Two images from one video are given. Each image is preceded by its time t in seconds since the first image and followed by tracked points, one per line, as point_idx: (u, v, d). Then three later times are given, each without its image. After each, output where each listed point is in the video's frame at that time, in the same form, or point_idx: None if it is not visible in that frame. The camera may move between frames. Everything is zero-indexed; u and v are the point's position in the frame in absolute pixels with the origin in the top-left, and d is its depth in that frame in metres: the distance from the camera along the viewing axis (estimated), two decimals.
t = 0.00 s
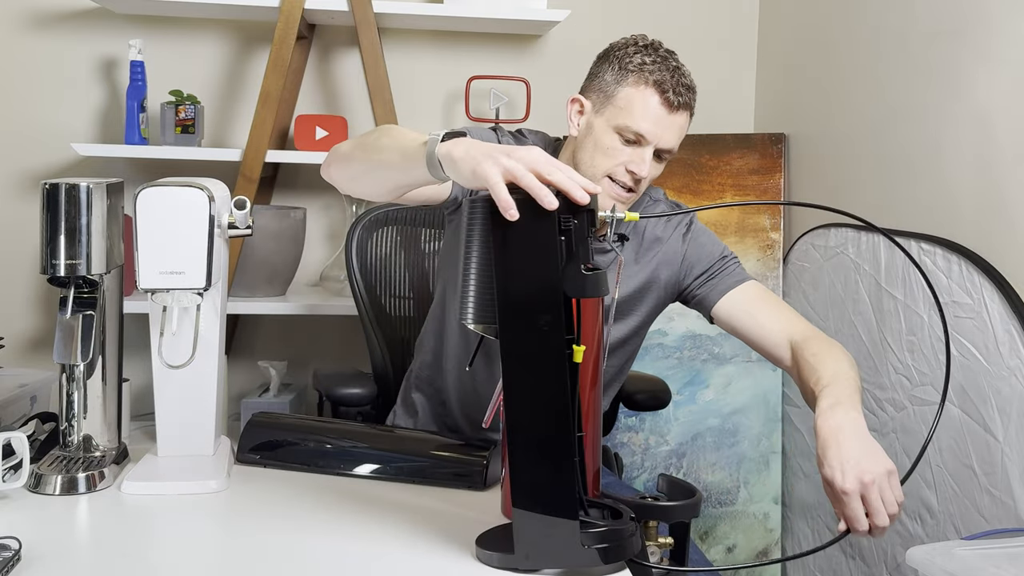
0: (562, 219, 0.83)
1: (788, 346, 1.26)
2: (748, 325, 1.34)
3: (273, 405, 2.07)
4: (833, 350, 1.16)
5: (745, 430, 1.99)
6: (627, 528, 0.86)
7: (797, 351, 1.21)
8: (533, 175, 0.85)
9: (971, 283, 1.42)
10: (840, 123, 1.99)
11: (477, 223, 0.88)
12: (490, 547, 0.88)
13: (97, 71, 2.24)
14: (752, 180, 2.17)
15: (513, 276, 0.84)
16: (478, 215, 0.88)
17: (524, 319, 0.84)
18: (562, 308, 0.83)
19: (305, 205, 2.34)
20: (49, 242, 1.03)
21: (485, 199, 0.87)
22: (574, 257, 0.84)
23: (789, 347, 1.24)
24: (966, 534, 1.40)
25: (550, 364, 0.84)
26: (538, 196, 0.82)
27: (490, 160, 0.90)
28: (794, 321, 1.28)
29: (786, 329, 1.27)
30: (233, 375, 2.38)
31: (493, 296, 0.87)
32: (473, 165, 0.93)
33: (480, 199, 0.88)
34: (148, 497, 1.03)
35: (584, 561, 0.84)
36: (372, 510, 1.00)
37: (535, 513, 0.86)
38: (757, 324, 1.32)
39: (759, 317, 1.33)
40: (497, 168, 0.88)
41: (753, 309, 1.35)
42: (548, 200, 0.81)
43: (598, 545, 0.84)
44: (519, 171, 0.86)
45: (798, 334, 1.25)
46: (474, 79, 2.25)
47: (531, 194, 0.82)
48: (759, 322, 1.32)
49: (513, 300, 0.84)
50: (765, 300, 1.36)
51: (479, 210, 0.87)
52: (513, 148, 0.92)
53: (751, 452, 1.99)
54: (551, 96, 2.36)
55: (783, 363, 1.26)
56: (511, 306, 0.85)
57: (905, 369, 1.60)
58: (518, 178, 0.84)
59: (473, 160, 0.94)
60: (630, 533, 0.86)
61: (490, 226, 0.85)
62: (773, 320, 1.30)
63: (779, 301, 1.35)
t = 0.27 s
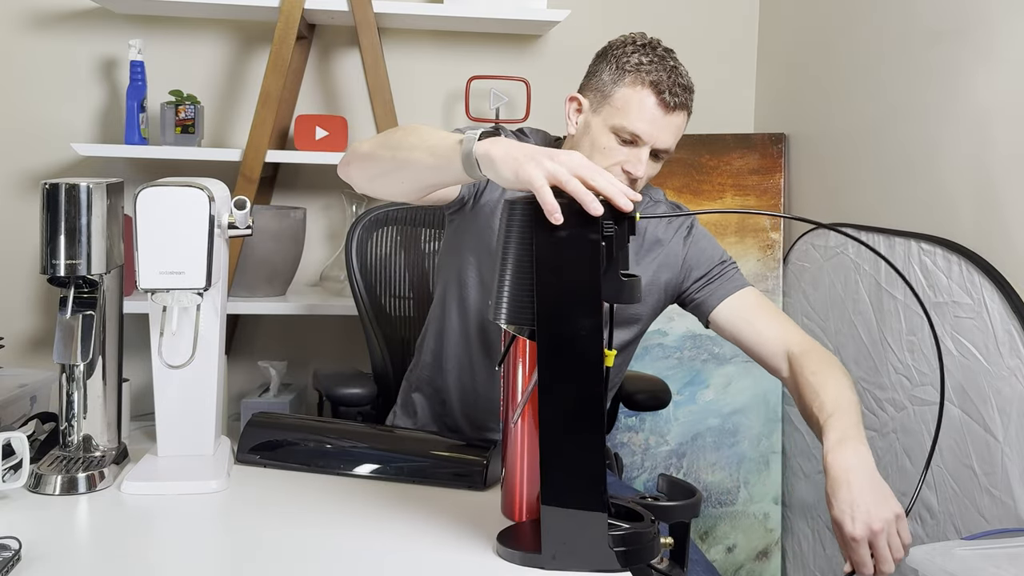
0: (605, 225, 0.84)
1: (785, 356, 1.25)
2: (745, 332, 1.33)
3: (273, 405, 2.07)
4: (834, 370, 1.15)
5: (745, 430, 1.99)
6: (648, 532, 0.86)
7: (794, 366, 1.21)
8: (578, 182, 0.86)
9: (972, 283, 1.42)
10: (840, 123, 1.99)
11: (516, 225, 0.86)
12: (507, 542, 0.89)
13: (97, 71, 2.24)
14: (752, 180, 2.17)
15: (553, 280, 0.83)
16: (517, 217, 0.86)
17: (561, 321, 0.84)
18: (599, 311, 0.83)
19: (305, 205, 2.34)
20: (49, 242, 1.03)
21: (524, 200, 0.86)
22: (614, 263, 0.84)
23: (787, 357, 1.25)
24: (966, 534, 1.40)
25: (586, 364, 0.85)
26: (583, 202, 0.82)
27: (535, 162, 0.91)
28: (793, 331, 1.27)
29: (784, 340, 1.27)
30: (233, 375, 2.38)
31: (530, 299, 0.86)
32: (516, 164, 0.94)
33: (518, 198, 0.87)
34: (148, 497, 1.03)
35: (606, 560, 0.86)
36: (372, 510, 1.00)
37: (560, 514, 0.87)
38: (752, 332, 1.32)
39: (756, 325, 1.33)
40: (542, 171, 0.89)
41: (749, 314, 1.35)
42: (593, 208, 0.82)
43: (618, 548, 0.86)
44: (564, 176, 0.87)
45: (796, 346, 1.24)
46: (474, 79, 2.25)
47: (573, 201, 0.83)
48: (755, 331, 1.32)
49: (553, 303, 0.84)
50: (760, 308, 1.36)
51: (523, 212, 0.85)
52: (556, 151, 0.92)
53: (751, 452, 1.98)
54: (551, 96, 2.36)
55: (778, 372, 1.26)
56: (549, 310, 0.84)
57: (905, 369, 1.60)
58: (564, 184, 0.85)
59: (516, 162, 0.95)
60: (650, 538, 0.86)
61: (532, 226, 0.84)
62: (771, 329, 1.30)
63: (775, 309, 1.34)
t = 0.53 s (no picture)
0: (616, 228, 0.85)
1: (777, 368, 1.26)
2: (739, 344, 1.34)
3: (273, 405, 2.07)
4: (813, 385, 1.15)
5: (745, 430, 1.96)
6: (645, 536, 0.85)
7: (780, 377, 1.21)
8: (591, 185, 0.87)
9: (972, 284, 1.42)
10: (840, 123, 1.99)
11: (524, 225, 0.86)
12: (501, 542, 0.90)
13: (97, 71, 2.24)
14: (752, 180, 2.17)
15: (562, 280, 0.84)
16: (524, 217, 0.86)
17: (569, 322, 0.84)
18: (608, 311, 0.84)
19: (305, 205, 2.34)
20: (49, 242, 1.03)
21: (532, 202, 0.86)
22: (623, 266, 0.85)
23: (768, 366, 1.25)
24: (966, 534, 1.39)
25: (592, 365, 0.85)
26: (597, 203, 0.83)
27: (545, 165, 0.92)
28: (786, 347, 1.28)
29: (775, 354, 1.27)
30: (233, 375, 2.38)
31: (536, 300, 0.85)
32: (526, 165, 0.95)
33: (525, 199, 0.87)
34: (147, 497, 1.03)
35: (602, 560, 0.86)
36: (371, 510, 1.00)
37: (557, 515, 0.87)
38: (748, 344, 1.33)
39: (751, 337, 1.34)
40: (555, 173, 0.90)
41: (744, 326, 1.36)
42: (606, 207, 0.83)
43: (613, 551, 0.86)
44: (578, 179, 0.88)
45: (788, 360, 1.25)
46: (474, 79, 2.25)
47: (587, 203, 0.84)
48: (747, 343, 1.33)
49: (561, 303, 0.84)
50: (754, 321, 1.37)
51: (533, 211, 0.85)
52: (566, 156, 0.94)
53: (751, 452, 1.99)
54: (551, 96, 2.36)
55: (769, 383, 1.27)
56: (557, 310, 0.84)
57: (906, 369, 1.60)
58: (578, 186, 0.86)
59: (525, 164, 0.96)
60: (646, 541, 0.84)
61: (543, 223, 0.84)
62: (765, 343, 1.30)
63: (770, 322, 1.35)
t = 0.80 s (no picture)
0: (616, 228, 0.85)
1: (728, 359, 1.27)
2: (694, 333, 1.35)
3: (273, 405, 2.07)
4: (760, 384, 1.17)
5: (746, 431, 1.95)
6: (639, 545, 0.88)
7: (730, 369, 1.23)
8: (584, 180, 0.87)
9: (972, 283, 1.42)
10: (839, 123, 1.99)
11: (524, 225, 0.86)
12: (502, 542, 0.89)
13: (97, 71, 2.24)
14: (752, 180, 2.17)
15: (563, 281, 0.84)
16: (524, 217, 0.86)
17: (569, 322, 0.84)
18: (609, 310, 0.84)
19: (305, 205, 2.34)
20: (49, 242, 1.03)
21: (532, 203, 0.85)
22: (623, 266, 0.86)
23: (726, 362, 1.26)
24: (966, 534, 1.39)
25: (593, 364, 0.85)
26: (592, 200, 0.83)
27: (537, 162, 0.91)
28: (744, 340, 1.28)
29: (729, 346, 1.28)
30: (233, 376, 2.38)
31: (537, 300, 0.85)
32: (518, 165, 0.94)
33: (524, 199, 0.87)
34: (147, 497, 1.03)
35: (600, 560, 0.86)
36: (371, 509, 1.00)
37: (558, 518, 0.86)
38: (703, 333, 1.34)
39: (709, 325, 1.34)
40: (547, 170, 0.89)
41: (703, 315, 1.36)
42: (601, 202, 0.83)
43: (613, 551, 0.87)
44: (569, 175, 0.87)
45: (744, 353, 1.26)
46: (474, 79, 2.25)
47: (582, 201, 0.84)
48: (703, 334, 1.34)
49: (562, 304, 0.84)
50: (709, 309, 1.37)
51: (533, 212, 0.85)
52: (561, 154, 0.91)
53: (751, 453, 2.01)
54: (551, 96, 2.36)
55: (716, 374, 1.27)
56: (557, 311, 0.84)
57: (905, 369, 1.60)
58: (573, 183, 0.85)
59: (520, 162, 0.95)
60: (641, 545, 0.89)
61: (543, 222, 0.84)
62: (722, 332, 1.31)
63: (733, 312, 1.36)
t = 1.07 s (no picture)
0: (617, 228, 0.86)
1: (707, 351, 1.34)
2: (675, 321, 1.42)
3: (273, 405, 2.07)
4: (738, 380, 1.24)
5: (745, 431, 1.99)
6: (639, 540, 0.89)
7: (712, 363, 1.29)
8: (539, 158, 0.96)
9: (972, 283, 1.42)
10: (839, 123, 1.99)
11: (525, 226, 0.86)
12: (502, 543, 0.89)
13: (97, 71, 2.24)
14: (752, 180, 2.17)
15: (563, 282, 0.84)
16: (524, 218, 0.86)
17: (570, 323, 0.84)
18: (609, 310, 0.84)
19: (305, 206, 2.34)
20: (49, 242, 1.03)
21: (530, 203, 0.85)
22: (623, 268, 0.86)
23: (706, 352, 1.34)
24: (966, 534, 1.39)
25: (592, 363, 0.85)
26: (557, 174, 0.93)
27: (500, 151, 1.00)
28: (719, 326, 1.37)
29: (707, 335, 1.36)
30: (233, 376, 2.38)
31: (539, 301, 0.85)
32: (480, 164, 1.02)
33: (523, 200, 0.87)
34: (147, 497, 1.03)
35: (600, 561, 0.86)
36: (371, 509, 1.00)
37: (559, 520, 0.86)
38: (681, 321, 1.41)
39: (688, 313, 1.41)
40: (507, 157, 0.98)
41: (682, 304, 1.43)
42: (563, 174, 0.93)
43: (613, 551, 0.87)
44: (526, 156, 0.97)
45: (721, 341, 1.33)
46: (474, 79, 2.25)
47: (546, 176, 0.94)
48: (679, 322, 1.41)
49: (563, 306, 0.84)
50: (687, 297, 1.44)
51: (533, 211, 0.85)
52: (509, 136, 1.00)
53: (751, 452, 1.99)
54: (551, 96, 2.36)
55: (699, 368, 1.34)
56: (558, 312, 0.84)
57: (905, 369, 1.60)
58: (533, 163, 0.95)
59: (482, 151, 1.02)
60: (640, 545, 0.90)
61: (543, 221, 0.84)
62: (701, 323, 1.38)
63: (711, 300, 1.43)
